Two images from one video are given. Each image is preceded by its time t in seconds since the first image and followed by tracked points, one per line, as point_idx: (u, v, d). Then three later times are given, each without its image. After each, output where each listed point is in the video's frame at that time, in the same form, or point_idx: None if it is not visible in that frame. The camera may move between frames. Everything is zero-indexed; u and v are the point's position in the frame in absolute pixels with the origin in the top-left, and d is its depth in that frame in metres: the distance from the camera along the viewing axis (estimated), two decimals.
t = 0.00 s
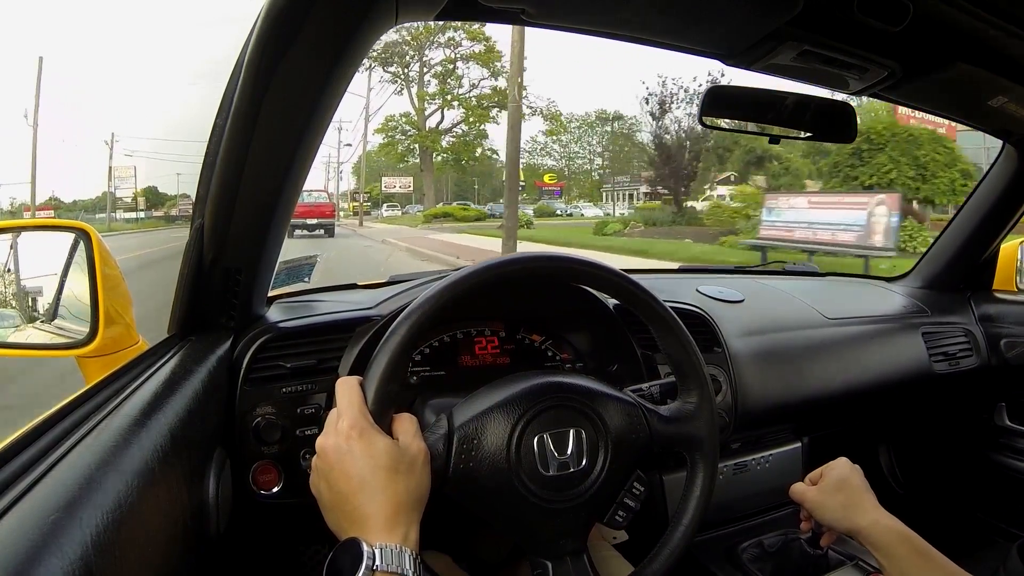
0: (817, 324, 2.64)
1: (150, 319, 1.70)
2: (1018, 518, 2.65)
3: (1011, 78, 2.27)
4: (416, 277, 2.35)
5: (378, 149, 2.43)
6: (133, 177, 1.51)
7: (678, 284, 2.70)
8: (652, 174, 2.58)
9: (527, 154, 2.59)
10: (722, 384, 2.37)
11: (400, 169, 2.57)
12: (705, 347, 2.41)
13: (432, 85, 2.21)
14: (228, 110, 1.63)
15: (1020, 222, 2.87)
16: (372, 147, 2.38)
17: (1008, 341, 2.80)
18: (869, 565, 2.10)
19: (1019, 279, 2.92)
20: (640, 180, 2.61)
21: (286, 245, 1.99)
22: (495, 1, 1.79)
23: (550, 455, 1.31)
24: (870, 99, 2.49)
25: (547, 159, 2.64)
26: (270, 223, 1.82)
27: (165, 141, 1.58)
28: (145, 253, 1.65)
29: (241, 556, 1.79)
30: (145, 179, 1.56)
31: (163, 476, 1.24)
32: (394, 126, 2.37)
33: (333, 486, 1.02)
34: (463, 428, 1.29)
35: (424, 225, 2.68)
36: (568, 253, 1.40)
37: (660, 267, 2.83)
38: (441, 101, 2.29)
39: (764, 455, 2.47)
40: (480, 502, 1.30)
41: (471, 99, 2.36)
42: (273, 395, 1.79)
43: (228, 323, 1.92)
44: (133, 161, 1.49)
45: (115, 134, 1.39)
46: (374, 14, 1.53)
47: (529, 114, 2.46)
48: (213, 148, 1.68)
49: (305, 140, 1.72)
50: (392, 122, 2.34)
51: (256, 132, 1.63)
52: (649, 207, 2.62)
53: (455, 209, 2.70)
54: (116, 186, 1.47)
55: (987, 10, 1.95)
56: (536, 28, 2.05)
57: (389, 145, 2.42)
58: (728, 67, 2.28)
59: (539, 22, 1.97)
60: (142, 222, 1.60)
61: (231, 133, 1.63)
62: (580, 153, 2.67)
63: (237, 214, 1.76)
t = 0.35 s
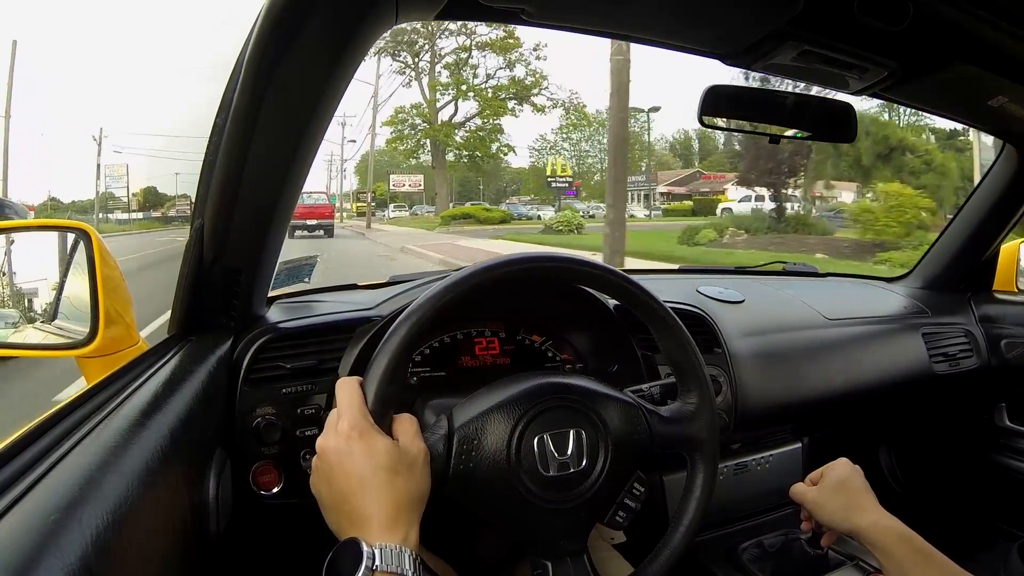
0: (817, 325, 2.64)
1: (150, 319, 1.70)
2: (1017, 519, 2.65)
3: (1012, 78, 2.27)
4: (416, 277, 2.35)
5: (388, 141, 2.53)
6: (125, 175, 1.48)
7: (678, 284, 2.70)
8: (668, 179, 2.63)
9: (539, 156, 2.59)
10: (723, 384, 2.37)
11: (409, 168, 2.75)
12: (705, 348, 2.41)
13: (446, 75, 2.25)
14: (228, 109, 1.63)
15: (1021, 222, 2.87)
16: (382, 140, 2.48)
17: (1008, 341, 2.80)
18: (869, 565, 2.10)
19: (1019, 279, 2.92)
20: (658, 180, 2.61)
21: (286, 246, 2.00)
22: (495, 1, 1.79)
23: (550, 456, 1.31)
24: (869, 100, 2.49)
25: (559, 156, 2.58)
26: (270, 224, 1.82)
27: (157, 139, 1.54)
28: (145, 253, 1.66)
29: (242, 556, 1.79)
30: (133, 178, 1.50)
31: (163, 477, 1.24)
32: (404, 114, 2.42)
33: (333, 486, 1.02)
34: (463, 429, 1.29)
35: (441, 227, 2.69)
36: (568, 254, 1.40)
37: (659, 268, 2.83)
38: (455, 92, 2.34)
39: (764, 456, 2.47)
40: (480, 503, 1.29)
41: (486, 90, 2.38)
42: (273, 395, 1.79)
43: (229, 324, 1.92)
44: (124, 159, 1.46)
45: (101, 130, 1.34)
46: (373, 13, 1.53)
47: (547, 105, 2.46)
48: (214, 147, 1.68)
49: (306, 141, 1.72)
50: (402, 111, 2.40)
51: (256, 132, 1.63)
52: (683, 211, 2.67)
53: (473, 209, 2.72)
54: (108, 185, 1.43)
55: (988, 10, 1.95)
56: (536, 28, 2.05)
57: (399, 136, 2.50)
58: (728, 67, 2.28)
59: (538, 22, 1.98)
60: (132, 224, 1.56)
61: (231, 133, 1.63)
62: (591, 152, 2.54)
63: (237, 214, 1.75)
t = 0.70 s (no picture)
0: (817, 324, 2.64)
1: (150, 319, 1.70)
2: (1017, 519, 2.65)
3: (1012, 78, 2.27)
4: (416, 277, 2.35)
5: (397, 132, 2.50)
6: (116, 169, 1.46)
7: (677, 284, 2.70)
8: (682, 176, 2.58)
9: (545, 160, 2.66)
10: (722, 384, 2.37)
11: (422, 161, 2.65)
12: (704, 348, 2.42)
13: (458, 62, 2.17)
14: (228, 109, 1.63)
15: (1020, 222, 2.87)
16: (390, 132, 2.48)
17: (1008, 342, 2.80)
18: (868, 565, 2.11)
19: (1019, 279, 2.92)
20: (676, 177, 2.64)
21: (286, 245, 2.00)
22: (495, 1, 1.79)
23: (550, 457, 1.31)
24: (869, 99, 2.50)
25: (568, 155, 2.66)
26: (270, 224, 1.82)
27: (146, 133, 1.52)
28: (145, 253, 1.65)
29: (242, 556, 1.79)
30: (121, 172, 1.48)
31: (163, 477, 1.24)
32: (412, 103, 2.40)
33: (333, 488, 1.02)
34: (463, 429, 1.29)
35: (461, 226, 2.77)
36: (568, 254, 1.40)
37: (659, 267, 2.83)
38: (471, 79, 2.32)
39: (764, 456, 2.47)
40: (479, 502, 1.30)
41: (504, 78, 2.35)
42: (273, 395, 1.79)
43: (229, 323, 1.92)
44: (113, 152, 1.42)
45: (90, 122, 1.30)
46: (374, 11, 1.52)
47: (569, 95, 2.42)
48: (214, 147, 1.68)
49: (306, 140, 1.72)
50: (412, 100, 2.39)
51: (256, 131, 1.63)
52: (708, 207, 2.63)
53: (496, 206, 2.76)
54: (100, 180, 1.41)
55: (987, 10, 1.95)
56: (536, 27, 2.05)
57: (407, 126, 2.46)
58: (728, 66, 2.28)
59: (539, 22, 1.97)
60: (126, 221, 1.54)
61: (231, 132, 1.63)
62: (600, 148, 2.64)
63: (237, 214, 1.75)
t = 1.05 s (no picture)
0: (817, 324, 2.64)
1: (149, 320, 1.70)
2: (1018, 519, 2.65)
3: (1011, 78, 2.27)
4: (416, 277, 2.35)
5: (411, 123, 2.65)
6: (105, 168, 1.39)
7: (677, 284, 2.70)
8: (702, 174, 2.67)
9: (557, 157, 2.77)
10: (722, 384, 2.37)
11: (432, 157, 2.96)
12: (704, 348, 2.42)
13: (474, 46, 2.10)
14: (228, 109, 1.63)
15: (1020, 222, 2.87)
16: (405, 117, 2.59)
17: (1008, 342, 2.80)
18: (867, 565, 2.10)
19: (1019, 279, 2.90)
20: (696, 176, 2.71)
21: (287, 246, 2.00)
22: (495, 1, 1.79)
23: (550, 456, 1.31)
24: (868, 99, 2.50)
25: (580, 153, 2.68)
26: (270, 224, 1.82)
27: (133, 129, 1.46)
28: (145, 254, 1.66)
29: (242, 556, 1.79)
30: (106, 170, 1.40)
31: (163, 477, 1.24)
32: (428, 88, 2.48)
33: (333, 488, 1.02)
34: (463, 428, 1.29)
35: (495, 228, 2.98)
36: (568, 254, 1.40)
37: (659, 268, 2.84)
38: (493, 63, 2.22)
39: (764, 456, 2.47)
40: (479, 502, 1.30)
41: (527, 62, 2.27)
42: (273, 395, 1.79)
43: (229, 323, 1.92)
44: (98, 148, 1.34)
45: (74, 115, 1.22)
46: (373, 11, 1.52)
47: (599, 83, 2.36)
48: (214, 148, 1.68)
49: (306, 140, 1.72)
50: (428, 85, 2.45)
51: (256, 131, 1.63)
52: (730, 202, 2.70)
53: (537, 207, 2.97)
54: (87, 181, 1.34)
55: (986, 9, 1.95)
56: (535, 28, 2.05)
57: (423, 115, 2.60)
58: (728, 66, 2.28)
59: (539, 22, 1.97)
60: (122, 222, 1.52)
61: (231, 133, 1.62)
62: (614, 144, 2.66)
63: (237, 214, 1.75)
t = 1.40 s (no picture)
0: (817, 325, 2.63)
1: (149, 320, 1.70)
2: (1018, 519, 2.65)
3: (1011, 78, 2.27)
4: (416, 277, 2.35)
5: (428, 113, 2.67)
6: (91, 165, 1.38)
7: (678, 284, 2.70)
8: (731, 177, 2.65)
9: (568, 159, 2.74)
10: (722, 384, 2.38)
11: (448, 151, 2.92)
12: (705, 348, 2.42)
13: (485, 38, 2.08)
14: (228, 108, 1.62)
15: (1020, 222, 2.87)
16: (423, 107, 2.59)
17: (1008, 342, 2.80)
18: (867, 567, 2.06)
19: (1019, 279, 2.93)
20: (717, 177, 2.69)
21: (287, 246, 2.00)
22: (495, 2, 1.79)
23: (550, 456, 1.31)
24: (868, 100, 2.50)
25: (592, 153, 2.69)
26: (270, 225, 1.82)
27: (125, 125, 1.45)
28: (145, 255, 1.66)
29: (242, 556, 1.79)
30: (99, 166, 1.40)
31: (163, 478, 1.24)
32: (447, 74, 2.46)
33: (359, 474, 0.97)
34: (462, 429, 1.28)
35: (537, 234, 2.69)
36: (569, 254, 1.40)
37: (659, 268, 2.84)
38: (519, 47, 2.21)
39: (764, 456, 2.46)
40: (478, 502, 1.30)
41: (562, 47, 2.21)
42: (273, 396, 1.79)
43: (229, 324, 1.92)
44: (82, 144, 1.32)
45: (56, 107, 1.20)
46: (373, 12, 1.52)
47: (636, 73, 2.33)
48: (213, 147, 1.68)
49: (306, 141, 1.72)
50: (447, 70, 2.40)
51: (257, 131, 1.63)
52: (752, 204, 2.75)
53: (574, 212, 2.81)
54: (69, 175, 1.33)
55: (984, 9, 1.95)
56: (536, 28, 2.05)
57: (440, 105, 2.62)
58: (728, 67, 2.28)
59: (539, 22, 1.97)
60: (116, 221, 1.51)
61: (231, 133, 1.62)
62: (626, 144, 2.70)
63: (236, 215, 1.75)
